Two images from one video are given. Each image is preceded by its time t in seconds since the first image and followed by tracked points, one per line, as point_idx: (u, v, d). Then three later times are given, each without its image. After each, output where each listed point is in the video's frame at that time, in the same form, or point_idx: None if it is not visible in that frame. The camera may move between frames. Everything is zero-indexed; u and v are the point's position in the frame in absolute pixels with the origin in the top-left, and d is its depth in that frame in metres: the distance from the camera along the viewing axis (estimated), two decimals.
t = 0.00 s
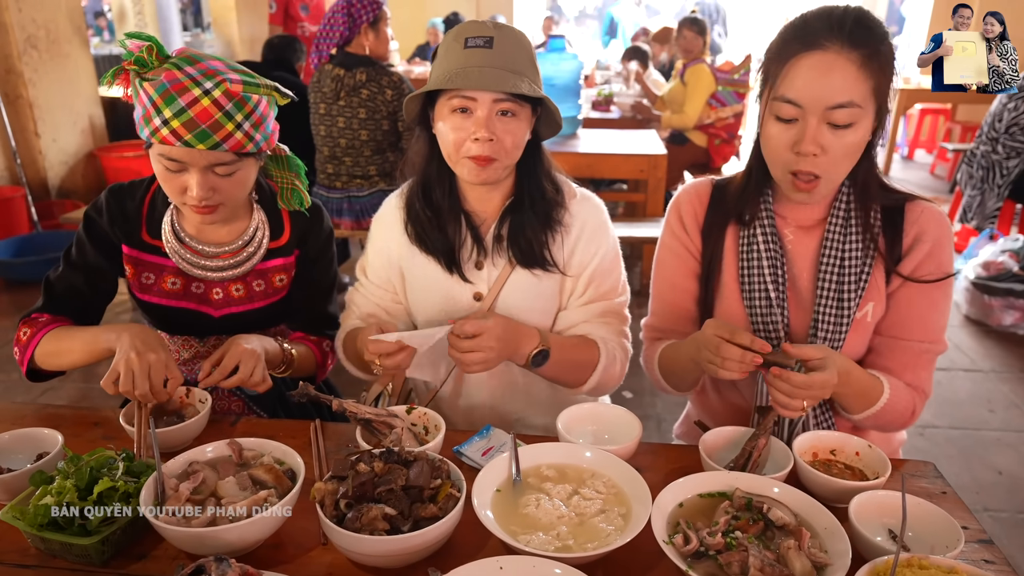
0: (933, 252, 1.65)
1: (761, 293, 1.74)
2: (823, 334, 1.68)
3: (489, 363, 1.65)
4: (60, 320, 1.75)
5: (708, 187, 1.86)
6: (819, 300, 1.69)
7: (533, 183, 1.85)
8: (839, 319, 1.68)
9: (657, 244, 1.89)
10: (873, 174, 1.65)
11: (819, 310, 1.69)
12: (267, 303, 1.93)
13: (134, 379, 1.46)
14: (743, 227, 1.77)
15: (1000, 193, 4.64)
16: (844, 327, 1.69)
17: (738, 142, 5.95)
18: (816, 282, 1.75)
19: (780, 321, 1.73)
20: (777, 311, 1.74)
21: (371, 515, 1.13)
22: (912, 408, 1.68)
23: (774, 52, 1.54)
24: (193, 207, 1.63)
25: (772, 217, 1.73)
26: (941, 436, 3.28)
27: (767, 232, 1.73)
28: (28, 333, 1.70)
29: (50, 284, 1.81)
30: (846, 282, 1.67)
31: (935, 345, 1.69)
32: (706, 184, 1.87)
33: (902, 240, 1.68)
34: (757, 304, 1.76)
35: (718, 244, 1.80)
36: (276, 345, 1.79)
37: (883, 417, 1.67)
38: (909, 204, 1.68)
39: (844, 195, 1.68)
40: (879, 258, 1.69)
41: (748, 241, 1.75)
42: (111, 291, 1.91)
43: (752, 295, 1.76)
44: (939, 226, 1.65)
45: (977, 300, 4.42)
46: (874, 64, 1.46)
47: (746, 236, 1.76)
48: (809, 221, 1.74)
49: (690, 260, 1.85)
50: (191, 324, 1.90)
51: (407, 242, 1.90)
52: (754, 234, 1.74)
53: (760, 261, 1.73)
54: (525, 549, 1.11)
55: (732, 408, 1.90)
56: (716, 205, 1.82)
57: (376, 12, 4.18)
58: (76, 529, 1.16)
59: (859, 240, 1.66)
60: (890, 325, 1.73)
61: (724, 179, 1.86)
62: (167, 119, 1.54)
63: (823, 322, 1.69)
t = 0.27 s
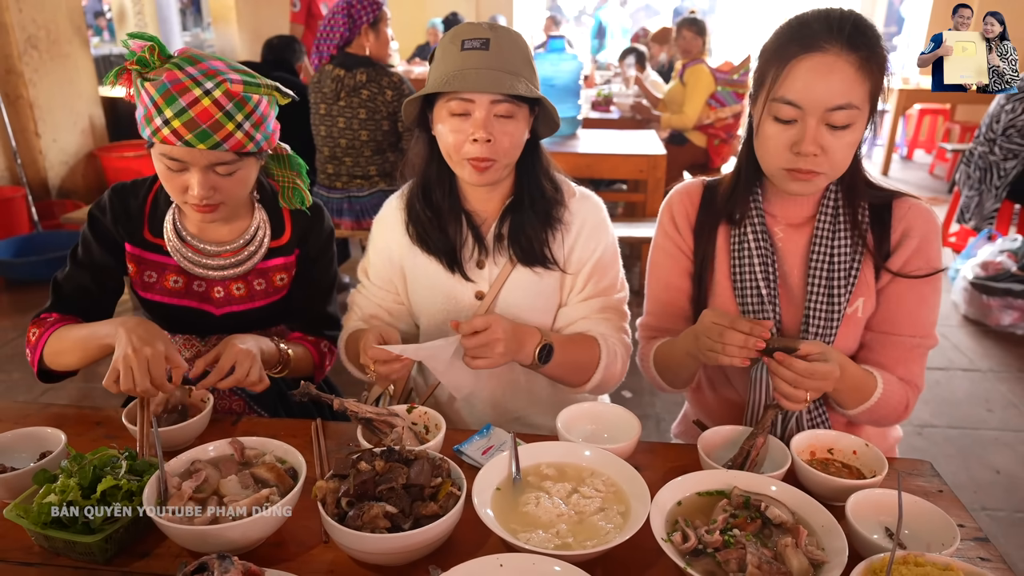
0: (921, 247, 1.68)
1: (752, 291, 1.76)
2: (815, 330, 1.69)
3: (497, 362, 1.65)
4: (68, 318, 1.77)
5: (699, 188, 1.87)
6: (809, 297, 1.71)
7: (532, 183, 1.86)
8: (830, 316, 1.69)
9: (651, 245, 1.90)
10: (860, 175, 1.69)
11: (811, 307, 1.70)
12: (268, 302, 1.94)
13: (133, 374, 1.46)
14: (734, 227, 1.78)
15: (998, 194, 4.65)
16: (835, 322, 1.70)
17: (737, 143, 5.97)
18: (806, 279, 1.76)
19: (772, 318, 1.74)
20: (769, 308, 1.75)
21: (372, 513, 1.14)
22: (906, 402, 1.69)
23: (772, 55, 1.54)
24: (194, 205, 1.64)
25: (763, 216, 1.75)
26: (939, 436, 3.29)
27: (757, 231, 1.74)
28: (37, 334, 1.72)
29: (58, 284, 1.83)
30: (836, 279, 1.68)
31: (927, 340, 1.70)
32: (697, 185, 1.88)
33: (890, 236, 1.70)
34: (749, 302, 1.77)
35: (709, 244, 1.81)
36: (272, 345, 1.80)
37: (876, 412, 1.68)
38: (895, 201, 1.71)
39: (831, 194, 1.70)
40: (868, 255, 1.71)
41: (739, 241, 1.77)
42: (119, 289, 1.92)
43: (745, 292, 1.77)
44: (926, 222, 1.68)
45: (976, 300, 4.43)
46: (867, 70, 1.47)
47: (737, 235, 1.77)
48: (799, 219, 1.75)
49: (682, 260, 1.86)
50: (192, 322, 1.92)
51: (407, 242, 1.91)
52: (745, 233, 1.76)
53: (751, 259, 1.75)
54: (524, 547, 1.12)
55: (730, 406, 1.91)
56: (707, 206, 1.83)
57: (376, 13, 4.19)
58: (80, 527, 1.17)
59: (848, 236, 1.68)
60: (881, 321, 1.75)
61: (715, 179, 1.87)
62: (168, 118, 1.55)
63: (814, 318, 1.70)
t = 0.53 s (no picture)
0: (920, 243, 1.69)
1: (754, 288, 1.76)
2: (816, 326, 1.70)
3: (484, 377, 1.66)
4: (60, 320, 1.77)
5: (697, 189, 1.88)
6: (810, 294, 1.71)
7: (529, 182, 1.86)
8: (831, 312, 1.70)
9: (651, 245, 1.90)
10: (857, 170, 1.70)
11: (812, 303, 1.71)
12: (267, 300, 1.94)
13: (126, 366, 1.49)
14: (734, 225, 1.79)
15: (997, 194, 4.65)
16: (836, 318, 1.71)
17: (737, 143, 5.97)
18: (807, 276, 1.77)
19: (774, 315, 1.75)
20: (771, 304, 1.75)
21: (373, 512, 1.14)
22: (910, 396, 1.69)
23: (770, 54, 1.54)
24: (190, 202, 1.64)
25: (763, 214, 1.76)
26: (938, 435, 3.29)
27: (757, 228, 1.75)
28: (29, 334, 1.72)
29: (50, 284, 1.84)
30: (836, 275, 1.69)
31: (928, 334, 1.71)
32: (695, 186, 1.89)
33: (889, 232, 1.71)
34: (751, 299, 1.77)
35: (710, 242, 1.82)
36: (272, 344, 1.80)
37: (878, 406, 1.67)
38: (894, 197, 1.72)
39: (829, 191, 1.71)
40: (867, 251, 1.72)
41: (739, 238, 1.77)
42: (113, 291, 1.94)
43: (746, 290, 1.78)
44: (924, 217, 1.70)
45: (975, 300, 4.44)
46: (869, 65, 1.48)
47: (737, 233, 1.78)
48: (799, 216, 1.77)
49: (683, 259, 1.86)
50: (191, 322, 1.92)
51: (408, 242, 1.92)
52: (745, 231, 1.76)
53: (752, 257, 1.75)
54: (525, 546, 1.12)
55: (731, 405, 1.91)
56: (707, 206, 1.84)
57: (376, 13, 4.19)
58: (81, 526, 1.17)
59: (848, 232, 1.69)
60: (882, 317, 1.75)
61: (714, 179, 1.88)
62: (160, 114, 1.55)
63: (816, 314, 1.71)
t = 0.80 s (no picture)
0: (920, 244, 1.70)
1: (754, 287, 1.77)
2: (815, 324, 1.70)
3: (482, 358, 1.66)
4: (20, 313, 1.78)
5: (699, 188, 1.89)
6: (809, 294, 1.72)
7: (528, 184, 1.87)
8: (830, 311, 1.70)
9: (652, 244, 1.91)
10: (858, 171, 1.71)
11: (811, 303, 1.71)
12: (261, 299, 1.95)
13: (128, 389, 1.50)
14: (735, 223, 1.80)
15: (995, 195, 4.66)
16: (835, 317, 1.71)
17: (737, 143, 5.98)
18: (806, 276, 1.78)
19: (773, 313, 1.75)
20: (770, 303, 1.76)
21: (373, 512, 1.15)
22: (905, 398, 1.70)
23: (778, 53, 1.54)
24: (178, 201, 1.65)
25: (763, 212, 1.77)
26: (937, 435, 3.30)
27: (758, 227, 1.76)
28: None
29: (19, 274, 1.84)
30: (835, 275, 1.70)
31: (926, 336, 1.72)
32: (697, 185, 1.90)
33: (889, 233, 1.72)
34: (751, 297, 1.78)
35: (711, 241, 1.82)
36: (278, 353, 1.84)
37: (874, 408, 1.69)
38: (895, 198, 1.73)
39: (830, 191, 1.72)
40: (867, 251, 1.72)
41: (740, 236, 1.78)
42: (83, 289, 1.97)
43: (746, 288, 1.79)
44: (924, 218, 1.70)
45: (974, 300, 4.44)
46: (874, 68, 1.48)
47: (738, 231, 1.79)
48: (799, 216, 1.77)
49: (684, 258, 1.87)
50: (186, 324, 1.92)
51: (407, 245, 1.92)
52: (746, 229, 1.77)
53: (752, 256, 1.76)
54: (525, 546, 1.13)
55: (730, 404, 1.92)
56: (708, 205, 1.85)
57: (376, 14, 4.19)
58: (83, 526, 1.18)
59: (848, 233, 1.70)
60: (881, 318, 1.76)
61: (715, 179, 1.90)
62: (145, 114, 1.56)
63: (814, 314, 1.71)
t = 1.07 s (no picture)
0: (917, 248, 1.72)
1: (752, 287, 1.78)
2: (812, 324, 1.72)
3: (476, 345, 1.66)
4: (20, 325, 1.80)
5: (700, 189, 1.91)
6: (807, 295, 1.74)
7: (528, 187, 1.89)
8: (827, 313, 1.72)
9: (653, 245, 1.93)
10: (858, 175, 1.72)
11: (808, 304, 1.73)
12: (258, 301, 1.97)
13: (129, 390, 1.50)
14: (735, 222, 1.82)
15: (993, 195, 4.67)
16: (831, 319, 1.73)
17: (736, 144, 5.99)
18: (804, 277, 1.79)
19: (771, 313, 1.77)
20: (768, 303, 1.78)
21: (375, 511, 1.17)
22: (900, 400, 1.72)
23: (781, 55, 1.56)
24: (176, 202, 1.67)
25: (763, 213, 1.79)
26: (935, 435, 3.32)
27: (758, 228, 1.78)
28: None
29: (18, 282, 1.86)
30: (833, 277, 1.71)
31: (922, 339, 1.74)
32: (697, 186, 1.92)
33: (887, 237, 1.73)
34: (749, 297, 1.80)
35: (710, 241, 1.84)
36: (265, 374, 1.79)
37: (870, 410, 1.70)
38: (893, 202, 1.75)
39: (829, 194, 1.74)
40: (865, 254, 1.74)
41: (740, 236, 1.80)
42: (83, 294, 1.99)
43: (744, 288, 1.80)
44: (922, 223, 1.72)
45: (972, 300, 4.46)
46: (875, 73, 1.50)
47: (738, 231, 1.80)
48: (799, 217, 1.79)
49: (684, 258, 1.89)
50: (184, 328, 1.94)
51: (408, 248, 1.94)
52: (746, 229, 1.79)
53: (751, 256, 1.78)
54: (525, 544, 1.14)
55: (728, 404, 1.94)
56: (708, 205, 1.87)
57: (375, 15, 4.21)
58: (89, 525, 1.19)
59: (846, 236, 1.71)
60: (878, 320, 1.78)
61: (716, 180, 1.91)
62: (142, 114, 1.57)
63: (811, 315, 1.73)
